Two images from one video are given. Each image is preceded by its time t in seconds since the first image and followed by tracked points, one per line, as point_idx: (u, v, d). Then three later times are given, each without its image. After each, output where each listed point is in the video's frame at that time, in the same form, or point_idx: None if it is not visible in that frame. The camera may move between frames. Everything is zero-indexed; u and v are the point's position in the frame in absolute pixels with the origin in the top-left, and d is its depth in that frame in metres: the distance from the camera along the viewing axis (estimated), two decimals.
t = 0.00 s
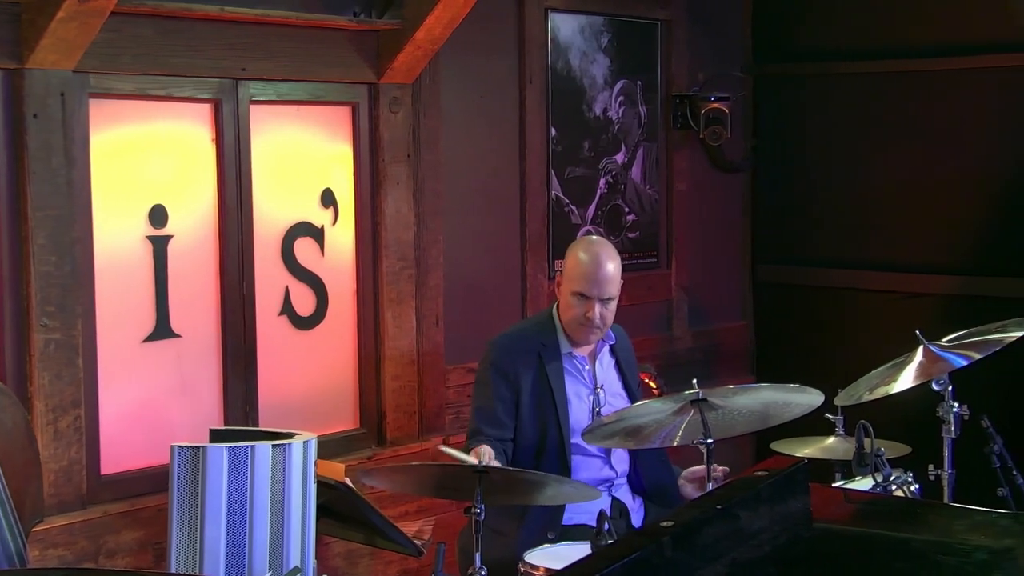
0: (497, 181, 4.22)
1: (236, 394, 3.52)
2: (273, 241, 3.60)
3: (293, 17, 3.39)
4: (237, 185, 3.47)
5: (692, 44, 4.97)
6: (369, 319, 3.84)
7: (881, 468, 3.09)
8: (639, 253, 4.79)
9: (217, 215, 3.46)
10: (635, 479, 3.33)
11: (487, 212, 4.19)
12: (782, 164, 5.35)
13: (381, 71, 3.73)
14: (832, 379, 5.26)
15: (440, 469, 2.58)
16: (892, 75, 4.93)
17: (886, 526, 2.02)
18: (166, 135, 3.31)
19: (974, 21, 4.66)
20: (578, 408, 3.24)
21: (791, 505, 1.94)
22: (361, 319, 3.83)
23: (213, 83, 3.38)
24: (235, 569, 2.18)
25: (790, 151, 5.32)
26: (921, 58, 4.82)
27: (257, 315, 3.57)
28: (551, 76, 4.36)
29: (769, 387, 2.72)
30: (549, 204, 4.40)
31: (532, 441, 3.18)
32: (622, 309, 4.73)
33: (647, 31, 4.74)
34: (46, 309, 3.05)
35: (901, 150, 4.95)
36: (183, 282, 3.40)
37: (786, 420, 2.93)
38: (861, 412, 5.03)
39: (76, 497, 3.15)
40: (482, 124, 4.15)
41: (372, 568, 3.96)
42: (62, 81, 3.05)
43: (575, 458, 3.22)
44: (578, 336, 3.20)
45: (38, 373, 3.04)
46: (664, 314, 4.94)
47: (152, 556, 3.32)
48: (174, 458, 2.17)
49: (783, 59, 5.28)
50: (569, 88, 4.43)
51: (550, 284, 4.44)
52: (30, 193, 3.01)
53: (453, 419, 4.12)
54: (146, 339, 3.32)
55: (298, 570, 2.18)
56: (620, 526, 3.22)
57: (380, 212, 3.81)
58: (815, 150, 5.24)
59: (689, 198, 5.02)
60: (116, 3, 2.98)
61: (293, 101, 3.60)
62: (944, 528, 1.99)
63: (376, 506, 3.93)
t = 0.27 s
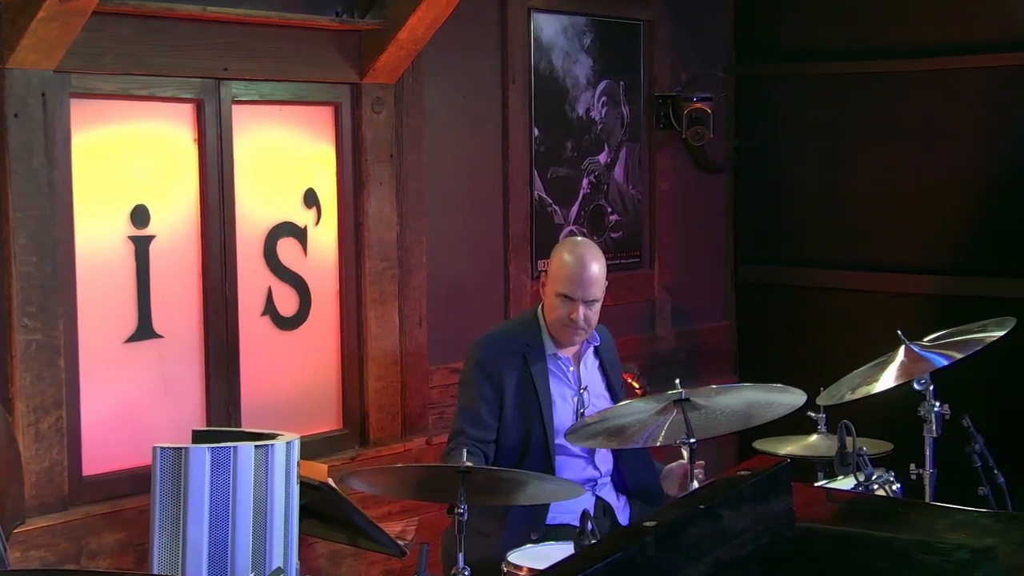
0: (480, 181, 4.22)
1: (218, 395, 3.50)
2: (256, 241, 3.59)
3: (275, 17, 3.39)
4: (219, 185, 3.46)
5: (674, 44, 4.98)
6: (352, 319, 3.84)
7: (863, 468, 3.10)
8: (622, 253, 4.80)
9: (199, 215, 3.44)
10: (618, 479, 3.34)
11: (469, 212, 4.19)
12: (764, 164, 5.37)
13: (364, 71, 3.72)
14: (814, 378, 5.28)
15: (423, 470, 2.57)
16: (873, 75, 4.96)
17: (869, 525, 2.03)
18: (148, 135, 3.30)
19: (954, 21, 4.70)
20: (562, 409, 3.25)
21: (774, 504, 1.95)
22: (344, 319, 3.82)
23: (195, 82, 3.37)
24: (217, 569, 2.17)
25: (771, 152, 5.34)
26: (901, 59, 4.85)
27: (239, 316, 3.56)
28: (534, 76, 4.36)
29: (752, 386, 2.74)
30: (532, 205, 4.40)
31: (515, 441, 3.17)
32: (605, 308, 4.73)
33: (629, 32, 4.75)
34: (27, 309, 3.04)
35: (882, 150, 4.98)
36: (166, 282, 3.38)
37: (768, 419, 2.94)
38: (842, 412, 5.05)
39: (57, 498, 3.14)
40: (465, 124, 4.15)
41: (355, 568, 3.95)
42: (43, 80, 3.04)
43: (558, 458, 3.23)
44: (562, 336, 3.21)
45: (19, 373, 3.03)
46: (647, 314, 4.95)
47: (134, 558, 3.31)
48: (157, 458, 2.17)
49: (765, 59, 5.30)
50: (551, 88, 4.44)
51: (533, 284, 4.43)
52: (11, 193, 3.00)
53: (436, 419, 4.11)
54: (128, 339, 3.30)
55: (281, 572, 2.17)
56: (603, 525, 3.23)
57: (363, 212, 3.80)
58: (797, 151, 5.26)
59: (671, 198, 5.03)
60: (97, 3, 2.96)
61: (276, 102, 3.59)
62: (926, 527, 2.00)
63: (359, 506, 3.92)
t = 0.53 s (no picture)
0: (463, 181, 4.22)
1: (201, 396, 3.49)
2: (238, 242, 3.58)
3: (258, 17, 3.38)
4: (201, 186, 3.44)
5: (657, 44, 4.99)
6: (334, 320, 3.83)
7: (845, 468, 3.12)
8: (605, 253, 4.81)
9: (182, 215, 3.44)
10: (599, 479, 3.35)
11: (452, 212, 4.19)
12: (746, 165, 5.39)
13: (346, 71, 3.71)
14: (796, 378, 5.30)
15: (406, 470, 2.57)
16: (854, 76, 4.98)
17: (851, 524, 2.04)
18: (129, 135, 3.30)
19: (934, 22, 4.72)
20: (546, 409, 3.26)
21: (757, 504, 1.96)
22: (327, 320, 3.81)
23: (177, 82, 3.36)
24: (199, 570, 2.17)
25: (753, 152, 5.36)
26: (882, 60, 4.87)
27: (221, 318, 3.55)
28: (516, 76, 4.36)
29: (735, 386, 2.74)
30: (515, 205, 4.40)
31: (498, 441, 3.18)
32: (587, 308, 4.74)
33: (612, 32, 4.75)
34: (8, 309, 3.03)
35: (863, 150, 5.00)
36: (148, 284, 3.38)
37: (750, 419, 2.96)
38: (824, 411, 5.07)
39: (38, 500, 3.13)
40: (447, 124, 4.15)
41: (338, 569, 3.95)
42: (23, 80, 3.04)
43: (541, 458, 3.23)
44: (550, 336, 3.21)
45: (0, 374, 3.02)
46: (630, 314, 4.96)
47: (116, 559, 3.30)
48: (138, 460, 2.15)
49: (747, 60, 5.31)
50: (534, 88, 4.44)
51: (517, 284, 4.43)
52: None
53: (419, 419, 4.11)
54: (109, 340, 3.30)
55: (263, 572, 2.17)
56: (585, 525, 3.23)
57: (346, 212, 3.80)
58: (779, 151, 5.28)
59: (654, 198, 5.04)
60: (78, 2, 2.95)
61: (258, 102, 3.58)
62: (908, 526, 2.01)
63: (342, 507, 3.92)
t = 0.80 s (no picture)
0: (445, 181, 4.22)
1: (183, 396, 3.48)
2: (220, 242, 3.57)
3: (240, 16, 3.38)
4: (183, 186, 3.44)
5: (639, 45, 5.00)
6: (317, 320, 3.82)
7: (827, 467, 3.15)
8: (588, 253, 4.82)
9: (164, 215, 3.43)
10: (582, 477, 3.36)
11: (435, 212, 4.19)
12: (728, 165, 5.41)
13: (328, 71, 3.71)
14: (778, 377, 5.32)
15: (389, 471, 2.57)
16: (836, 76, 5.00)
17: (832, 523, 2.05)
18: (111, 136, 3.28)
19: (914, 23, 4.75)
20: (528, 407, 3.26)
21: (739, 503, 1.97)
22: (309, 320, 3.81)
23: (158, 82, 3.35)
24: (182, 570, 2.17)
25: (736, 152, 5.38)
26: (862, 60, 4.90)
27: (203, 319, 3.54)
28: (499, 77, 4.36)
29: (717, 385, 2.76)
30: (497, 205, 4.40)
31: (481, 441, 3.19)
32: (570, 308, 4.75)
33: (595, 32, 4.76)
34: None
35: (844, 150, 5.03)
36: (129, 284, 3.37)
37: (732, 418, 2.97)
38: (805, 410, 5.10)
39: (19, 501, 3.12)
40: (429, 124, 4.15)
41: (321, 570, 3.94)
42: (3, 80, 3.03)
43: (525, 458, 3.23)
44: (531, 329, 3.21)
45: None
46: (613, 314, 4.97)
47: (97, 560, 3.29)
48: (120, 461, 2.15)
49: (730, 60, 5.33)
50: (516, 89, 4.44)
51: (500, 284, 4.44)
52: None
53: (402, 420, 4.10)
54: (91, 341, 3.29)
55: (246, 572, 2.17)
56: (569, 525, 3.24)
57: (328, 212, 3.79)
58: (760, 151, 5.30)
59: (637, 198, 5.05)
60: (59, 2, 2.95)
61: (240, 102, 3.57)
62: (890, 525, 2.03)
63: (325, 507, 3.91)
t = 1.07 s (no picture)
0: (428, 181, 4.21)
1: (165, 397, 3.47)
2: (202, 242, 3.55)
3: (222, 16, 3.37)
4: (165, 186, 3.42)
5: (622, 45, 5.01)
6: (300, 319, 3.82)
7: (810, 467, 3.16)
8: (571, 253, 4.82)
9: (146, 215, 3.41)
10: (565, 479, 3.36)
11: (418, 212, 4.19)
12: (710, 165, 5.43)
13: (311, 71, 3.70)
14: (759, 377, 5.35)
15: (373, 471, 2.57)
16: (818, 76, 5.03)
17: (814, 522, 2.07)
18: (92, 136, 3.27)
19: (895, 25, 4.78)
20: (513, 405, 3.26)
21: (721, 503, 2.00)
22: (292, 320, 3.80)
23: (140, 82, 3.34)
24: (164, 571, 2.16)
25: (718, 153, 5.40)
26: (845, 60, 4.92)
27: (185, 320, 3.52)
28: (481, 77, 4.37)
29: (699, 385, 2.79)
30: (480, 206, 4.40)
31: (465, 441, 3.18)
32: (553, 308, 4.76)
33: (578, 33, 4.77)
34: None
35: (825, 151, 5.06)
36: (111, 285, 3.35)
37: (715, 418, 2.98)
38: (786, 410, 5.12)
39: None
40: (412, 124, 4.14)
41: (303, 570, 3.93)
42: None
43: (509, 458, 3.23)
44: (516, 329, 3.22)
45: None
46: (595, 314, 4.98)
47: (79, 561, 3.29)
48: (102, 462, 2.13)
49: (712, 61, 5.35)
50: (499, 89, 4.44)
51: (482, 284, 4.44)
52: None
53: (385, 420, 4.10)
54: (72, 341, 3.27)
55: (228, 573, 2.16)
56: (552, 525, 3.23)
57: (311, 213, 3.79)
58: (743, 151, 5.32)
59: (620, 199, 5.06)
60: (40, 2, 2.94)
61: (222, 102, 3.56)
62: (871, 524, 2.04)
63: (308, 508, 3.91)
